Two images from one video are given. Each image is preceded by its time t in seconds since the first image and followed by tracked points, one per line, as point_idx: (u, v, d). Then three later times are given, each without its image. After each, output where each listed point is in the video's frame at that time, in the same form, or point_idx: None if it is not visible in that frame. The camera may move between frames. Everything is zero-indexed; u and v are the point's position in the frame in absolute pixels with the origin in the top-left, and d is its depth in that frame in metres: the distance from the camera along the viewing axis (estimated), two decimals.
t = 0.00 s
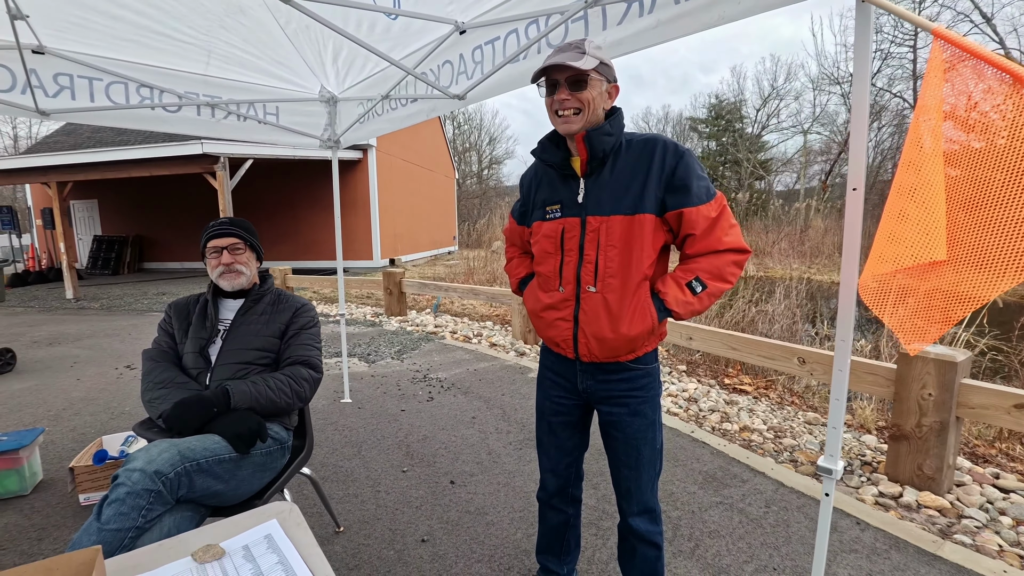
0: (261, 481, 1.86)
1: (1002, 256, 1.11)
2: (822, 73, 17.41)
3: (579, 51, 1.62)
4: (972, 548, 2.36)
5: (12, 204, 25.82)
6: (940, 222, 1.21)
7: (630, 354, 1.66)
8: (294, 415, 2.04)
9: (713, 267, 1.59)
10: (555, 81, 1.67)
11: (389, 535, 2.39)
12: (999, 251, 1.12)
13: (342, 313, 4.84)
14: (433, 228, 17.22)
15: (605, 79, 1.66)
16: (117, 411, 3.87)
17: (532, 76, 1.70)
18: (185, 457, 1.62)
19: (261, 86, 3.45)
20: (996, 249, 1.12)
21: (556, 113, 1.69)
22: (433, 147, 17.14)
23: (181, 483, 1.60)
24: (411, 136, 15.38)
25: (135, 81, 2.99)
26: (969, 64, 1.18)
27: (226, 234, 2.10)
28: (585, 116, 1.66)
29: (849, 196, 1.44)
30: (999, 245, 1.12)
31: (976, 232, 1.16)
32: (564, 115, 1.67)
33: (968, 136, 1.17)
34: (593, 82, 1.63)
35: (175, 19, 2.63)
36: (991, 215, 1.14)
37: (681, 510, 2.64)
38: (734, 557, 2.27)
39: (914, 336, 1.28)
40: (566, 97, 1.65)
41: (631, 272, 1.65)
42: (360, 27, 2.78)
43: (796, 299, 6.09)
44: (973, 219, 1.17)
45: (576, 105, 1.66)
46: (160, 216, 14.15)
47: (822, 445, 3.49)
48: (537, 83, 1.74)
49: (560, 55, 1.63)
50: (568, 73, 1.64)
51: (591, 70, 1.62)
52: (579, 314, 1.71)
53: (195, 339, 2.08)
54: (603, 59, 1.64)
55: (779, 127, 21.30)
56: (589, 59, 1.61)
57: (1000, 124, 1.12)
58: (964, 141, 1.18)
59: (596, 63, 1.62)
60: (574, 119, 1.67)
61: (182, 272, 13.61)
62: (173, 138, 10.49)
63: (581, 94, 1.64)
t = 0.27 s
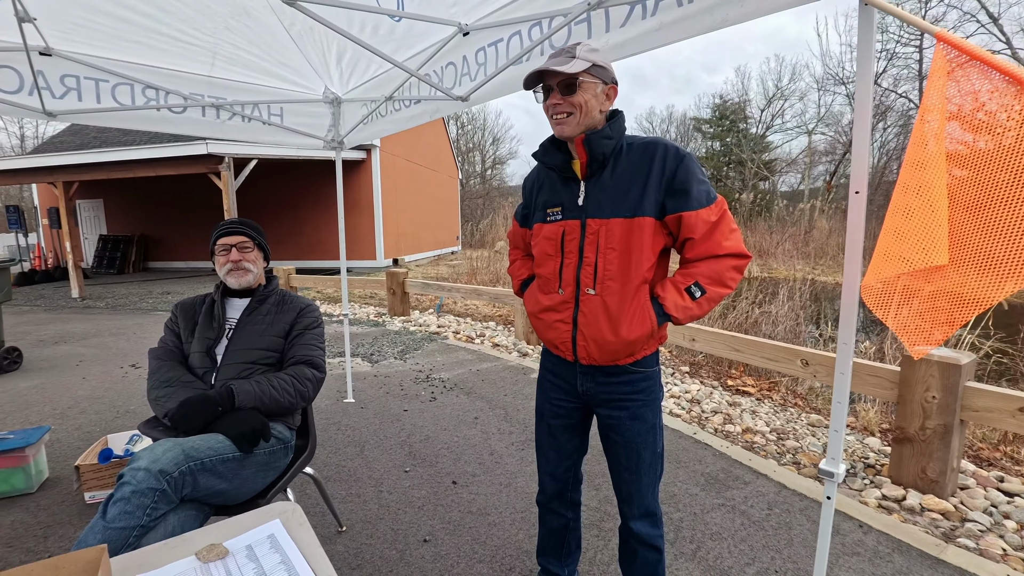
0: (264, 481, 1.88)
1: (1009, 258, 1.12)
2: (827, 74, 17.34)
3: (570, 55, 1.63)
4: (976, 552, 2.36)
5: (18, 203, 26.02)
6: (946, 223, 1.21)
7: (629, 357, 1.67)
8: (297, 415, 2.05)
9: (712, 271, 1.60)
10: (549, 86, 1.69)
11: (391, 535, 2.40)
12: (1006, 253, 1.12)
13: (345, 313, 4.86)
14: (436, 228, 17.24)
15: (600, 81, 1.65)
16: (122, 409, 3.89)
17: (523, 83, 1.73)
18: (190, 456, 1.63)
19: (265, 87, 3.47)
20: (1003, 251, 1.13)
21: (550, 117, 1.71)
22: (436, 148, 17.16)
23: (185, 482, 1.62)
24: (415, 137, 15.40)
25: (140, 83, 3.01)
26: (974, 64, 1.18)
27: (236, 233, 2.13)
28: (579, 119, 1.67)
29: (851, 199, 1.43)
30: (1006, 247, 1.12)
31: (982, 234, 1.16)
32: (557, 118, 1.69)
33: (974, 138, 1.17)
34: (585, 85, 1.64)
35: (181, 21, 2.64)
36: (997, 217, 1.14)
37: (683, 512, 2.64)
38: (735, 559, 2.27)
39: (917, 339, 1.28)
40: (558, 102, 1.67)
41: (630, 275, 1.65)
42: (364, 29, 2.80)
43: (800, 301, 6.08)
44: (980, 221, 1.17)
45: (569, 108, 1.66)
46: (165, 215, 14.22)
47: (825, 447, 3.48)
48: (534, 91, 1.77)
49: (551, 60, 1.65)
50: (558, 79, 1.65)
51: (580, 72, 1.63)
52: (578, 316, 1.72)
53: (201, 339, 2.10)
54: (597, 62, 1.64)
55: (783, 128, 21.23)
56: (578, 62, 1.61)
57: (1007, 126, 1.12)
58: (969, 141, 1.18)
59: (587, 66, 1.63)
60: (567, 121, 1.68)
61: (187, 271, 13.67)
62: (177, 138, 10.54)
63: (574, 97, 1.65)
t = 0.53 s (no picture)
0: (272, 479, 1.89)
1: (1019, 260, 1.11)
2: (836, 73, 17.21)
3: (575, 52, 1.64)
4: (986, 556, 2.33)
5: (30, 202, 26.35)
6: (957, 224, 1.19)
7: (635, 357, 1.67)
8: (305, 413, 2.06)
9: (718, 271, 1.59)
10: (555, 83, 1.70)
11: (397, 533, 2.41)
12: (1016, 254, 1.11)
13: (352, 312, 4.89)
14: (442, 228, 17.28)
15: (605, 78, 1.64)
16: (132, 406, 3.93)
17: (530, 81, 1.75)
18: (199, 453, 1.65)
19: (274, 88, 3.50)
20: (1014, 252, 1.12)
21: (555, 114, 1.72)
22: (443, 148, 17.20)
23: (195, 478, 1.63)
24: (422, 137, 15.44)
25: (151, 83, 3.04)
26: (986, 63, 1.17)
27: (244, 234, 2.14)
28: (582, 116, 1.67)
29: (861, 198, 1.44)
30: (1016, 248, 1.11)
31: (993, 235, 1.15)
32: (562, 115, 1.69)
33: (986, 138, 1.16)
34: (589, 81, 1.63)
35: (191, 22, 2.67)
36: (1008, 218, 1.13)
37: (689, 513, 2.63)
38: (742, 561, 2.26)
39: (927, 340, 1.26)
40: (563, 98, 1.67)
41: (636, 275, 1.65)
42: (372, 29, 2.81)
43: (808, 301, 6.04)
44: (992, 222, 1.16)
45: (574, 105, 1.67)
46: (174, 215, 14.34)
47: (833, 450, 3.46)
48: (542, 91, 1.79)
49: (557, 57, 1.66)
50: (564, 75, 1.66)
51: (585, 68, 1.62)
52: (584, 316, 1.72)
53: (210, 337, 2.11)
54: (602, 59, 1.63)
55: (792, 128, 21.09)
56: (582, 59, 1.61)
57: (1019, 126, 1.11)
58: (980, 141, 1.17)
59: (592, 62, 1.62)
60: (571, 118, 1.68)
61: (196, 270, 13.78)
62: (187, 138, 10.63)
63: (579, 93, 1.65)
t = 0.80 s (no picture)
0: (281, 476, 1.90)
1: None
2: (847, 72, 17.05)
3: (576, 52, 1.63)
4: (1000, 562, 2.30)
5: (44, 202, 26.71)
6: (975, 225, 1.17)
7: (643, 359, 1.66)
8: (313, 411, 2.08)
9: (726, 274, 1.58)
10: (557, 85, 1.69)
11: (405, 531, 2.42)
12: None
13: (360, 311, 4.91)
14: (450, 227, 17.32)
15: (608, 77, 1.63)
16: (143, 403, 3.97)
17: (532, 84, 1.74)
18: (210, 449, 1.66)
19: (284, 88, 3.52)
20: None
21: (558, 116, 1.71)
22: (450, 147, 17.23)
23: (206, 474, 1.64)
24: (429, 137, 15.48)
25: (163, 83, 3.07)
26: (1003, 61, 1.15)
27: (254, 234, 2.15)
28: (585, 116, 1.66)
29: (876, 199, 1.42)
30: None
31: (1012, 236, 1.14)
32: (565, 117, 1.68)
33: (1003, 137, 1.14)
34: (592, 81, 1.62)
35: (203, 23, 2.69)
36: None
37: (698, 514, 2.62)
38: (751, 563, 2.25)
39: (944, 342, 1.24)
40: (565, 100, 1.66)
41: (643, 278, 1.64)
42: (381, 29, 2.82)
43: (818, 302, 5.98)
44: (1010, 222, 1.14)
45: (576, 106, 1.66)
46: (185, 214, 14.48)
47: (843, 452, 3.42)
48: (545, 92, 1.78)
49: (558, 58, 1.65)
50: (566, 76, 1.65)
51: (586, 69, 1.61)
52: (591, 319, 1.71)
53: (220, 335, 2.13)
54: (604, 57, 1.62)
55: (802, 127, 20.91)
56: (584, 58, 1.60)
57: None
58: (997, 140, 1.15)
59: (594, 61, 1.61)
60: (574, 119, 1.67)
61: (206, 269, 13.91)
62: (198, 138, 10.73)
63: (582, 94, 1.64)
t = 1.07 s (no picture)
0: (296, 470, 1.94)
1: None
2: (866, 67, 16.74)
3: (585, 51, 1.63)
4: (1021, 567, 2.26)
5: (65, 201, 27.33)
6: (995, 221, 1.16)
7: (653, 359, 1.66)
8: (328, 407, 2.11)
9: (738, 273, 1.58)
10: (566, 84, 1.70)
11: (417, 526, 2.44)
12: None
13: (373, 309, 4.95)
14: (462, 226, 17.37)
15: (617, 74, 1.63)
16: (162, 398, 4.06)
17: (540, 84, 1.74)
18: (228, 444, 1.70)
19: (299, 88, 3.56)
20: None
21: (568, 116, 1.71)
22: (463, 146, 17.26)
23: (224, 468, 1.68)
24: (442, 135, 15.52)
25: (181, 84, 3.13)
26: None
27: (271, 232, 2.19)
28: (595, 117, 1.66)
29: (893, 198, 1.40)
30: None
31: None
32: (574, 117, 1.69)
33: None
34: (601, 80, 1.63)
35: (220, 25, 2.73)
36: None
37: (710, 514, 2.61)
38: (764, 564, 2.23)
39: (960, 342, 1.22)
40: (574, 100, 1.67)
41: (653, 276, 1.64)
42: (394, 29, 2.84)
43: (834, 302, 5.90)
44: None
45: (586, 106, 1.66)
46: (202, 213, 14.71)
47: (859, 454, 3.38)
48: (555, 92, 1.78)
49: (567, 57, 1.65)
50: (575, 75, 1.65)
51: (595, 67, 1.61)
52: (601, 318, 1.72)
53: (238, 331, 2.17)
54: (613, 55, 1.62)
55: (819, 123, 20.58)
56: (592, 57, 1.60)
57: None
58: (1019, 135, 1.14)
59: (603, 59, 1.61)
60: (583, 120, 1.68)
61: (222, 267, 14.12)
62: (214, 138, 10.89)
63: (591, 93, 1.64)
